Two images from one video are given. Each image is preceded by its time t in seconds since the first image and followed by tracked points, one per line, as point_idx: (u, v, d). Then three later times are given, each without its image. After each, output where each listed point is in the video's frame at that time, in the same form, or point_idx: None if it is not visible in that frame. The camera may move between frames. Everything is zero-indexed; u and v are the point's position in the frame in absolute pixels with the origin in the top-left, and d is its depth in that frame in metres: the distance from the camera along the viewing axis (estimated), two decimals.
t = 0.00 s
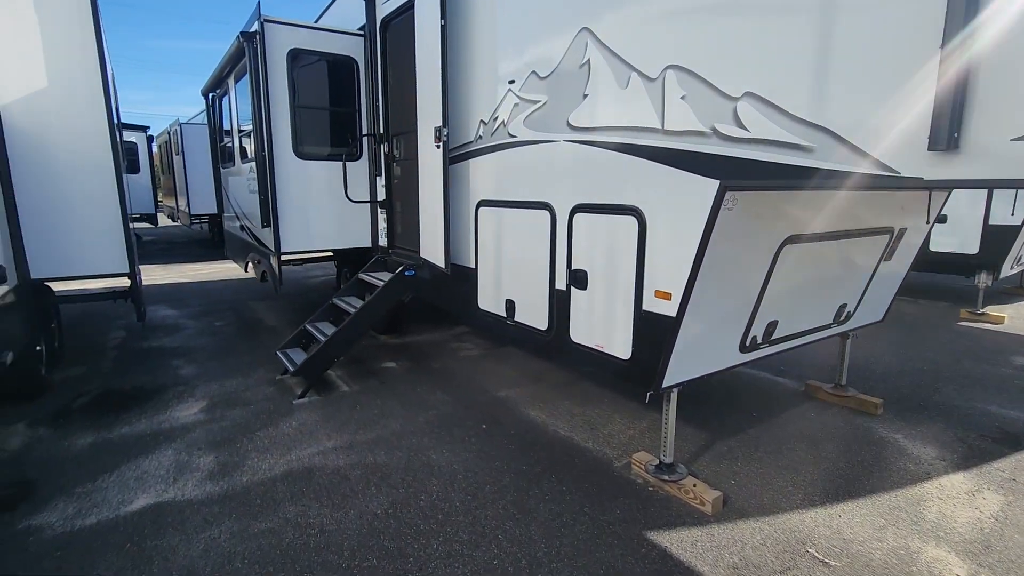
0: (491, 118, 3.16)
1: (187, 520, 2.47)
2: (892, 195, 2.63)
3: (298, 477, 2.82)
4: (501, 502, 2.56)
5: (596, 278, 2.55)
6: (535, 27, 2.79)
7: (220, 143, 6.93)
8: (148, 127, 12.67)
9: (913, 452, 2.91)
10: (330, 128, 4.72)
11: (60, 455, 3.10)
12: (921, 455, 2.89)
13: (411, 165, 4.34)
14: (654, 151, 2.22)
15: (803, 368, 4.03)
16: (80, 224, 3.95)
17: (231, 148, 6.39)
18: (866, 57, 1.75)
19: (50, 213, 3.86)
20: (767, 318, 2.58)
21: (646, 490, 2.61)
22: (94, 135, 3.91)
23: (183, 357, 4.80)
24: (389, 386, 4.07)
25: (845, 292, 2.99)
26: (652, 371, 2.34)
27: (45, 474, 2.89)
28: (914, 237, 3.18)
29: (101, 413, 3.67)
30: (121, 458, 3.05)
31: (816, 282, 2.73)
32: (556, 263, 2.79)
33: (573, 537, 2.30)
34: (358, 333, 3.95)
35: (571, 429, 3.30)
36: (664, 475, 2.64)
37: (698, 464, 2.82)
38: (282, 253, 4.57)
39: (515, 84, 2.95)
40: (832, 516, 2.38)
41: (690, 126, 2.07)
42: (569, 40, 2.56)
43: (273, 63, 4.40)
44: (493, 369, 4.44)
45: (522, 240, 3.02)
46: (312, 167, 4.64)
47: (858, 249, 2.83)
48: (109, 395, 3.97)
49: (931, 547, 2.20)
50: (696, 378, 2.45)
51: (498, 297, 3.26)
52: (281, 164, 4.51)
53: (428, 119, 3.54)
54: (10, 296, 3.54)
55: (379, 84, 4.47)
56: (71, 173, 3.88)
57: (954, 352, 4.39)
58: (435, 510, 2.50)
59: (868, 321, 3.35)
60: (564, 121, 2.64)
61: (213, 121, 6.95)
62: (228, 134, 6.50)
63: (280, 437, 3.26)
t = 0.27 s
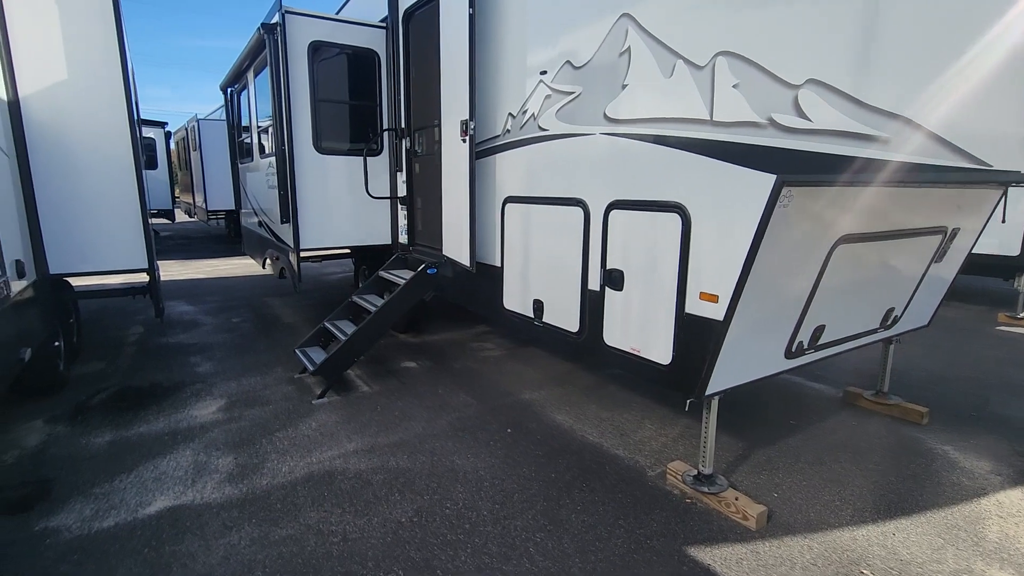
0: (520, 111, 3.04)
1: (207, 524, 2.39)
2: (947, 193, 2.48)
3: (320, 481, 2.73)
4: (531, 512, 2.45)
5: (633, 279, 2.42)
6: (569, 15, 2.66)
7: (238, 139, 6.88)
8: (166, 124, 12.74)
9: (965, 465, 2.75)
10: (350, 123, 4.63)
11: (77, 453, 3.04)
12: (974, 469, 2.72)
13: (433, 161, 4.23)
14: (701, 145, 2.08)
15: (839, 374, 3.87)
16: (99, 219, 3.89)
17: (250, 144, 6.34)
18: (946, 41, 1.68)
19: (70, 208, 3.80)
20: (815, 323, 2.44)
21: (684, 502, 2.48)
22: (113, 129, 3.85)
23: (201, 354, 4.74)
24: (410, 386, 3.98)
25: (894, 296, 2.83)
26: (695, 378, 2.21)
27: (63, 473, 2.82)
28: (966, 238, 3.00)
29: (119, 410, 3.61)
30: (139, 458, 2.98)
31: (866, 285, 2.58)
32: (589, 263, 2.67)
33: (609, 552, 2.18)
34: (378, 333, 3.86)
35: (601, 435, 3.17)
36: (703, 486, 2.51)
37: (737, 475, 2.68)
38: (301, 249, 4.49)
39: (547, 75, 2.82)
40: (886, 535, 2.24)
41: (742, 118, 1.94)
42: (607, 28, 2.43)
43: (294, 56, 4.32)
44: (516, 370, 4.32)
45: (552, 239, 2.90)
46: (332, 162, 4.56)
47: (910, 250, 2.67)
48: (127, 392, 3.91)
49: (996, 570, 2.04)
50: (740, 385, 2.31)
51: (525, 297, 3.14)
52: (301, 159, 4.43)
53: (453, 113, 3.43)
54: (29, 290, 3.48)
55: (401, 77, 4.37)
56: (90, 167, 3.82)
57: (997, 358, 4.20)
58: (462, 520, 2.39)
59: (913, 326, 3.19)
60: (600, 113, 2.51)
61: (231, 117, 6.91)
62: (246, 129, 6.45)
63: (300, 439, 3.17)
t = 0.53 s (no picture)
0: (553, 103, 2.90)
1: (229, 534, 2.28)
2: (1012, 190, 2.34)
3: (344, 488, 2.62)
4: (567, 524, 2.33)
5: (677, 280, 2.29)
6: None
7: (252, 133, 6.79)
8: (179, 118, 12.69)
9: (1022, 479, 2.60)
10: (369, 116, 4.52)
11: (94, 455, 2.95)
12: None
13: (455, 155, 4.11)
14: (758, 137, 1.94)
15: (876, 379, 3.72)
16: (116, 213, 3.82)
17: (265, 138, 6.24)
18: None
19: (85, 202, 3.72)
20: (871, 327, 2.30)
21: (728, 515, 2.36)
22: (130, 122, 3.76)
23: (217, 351, 4.65)
24: (431, 387, 3.87)
25: (948, 298, 2.68)
26: (747, 385, 2.09)
27: (79, 476, 2.73)
28: None
29: (135, 410, 3.52)
30: (157, 461, 2.88)
31: (923, 288, 2.43)
32: (627, 262, 2.54)
33: (654, 570, 2.05)
34: (400, 332, 3.75)
35: (633, 441, 3.05)
36: (748, 499, 2.38)
37: (781, 486, 2.55)
38: (319, 246, 4.38)
39: (583, 65, 2.68)
40: (948, 555, 2.10)
41: (807, 108, 1.79)
42: (652, 12, 2.28)
43: (313, 47, 4.20)
44: (539, 371, 4.20)
45: (586, 236, 2.76)
46: (351, 156, 4.45)
47: (969, 251, 2.52)
48: (143, 391, 3.83)
49: None
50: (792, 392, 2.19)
51: (556, 297, 3.01)
52: (319, 153, 4.32)
53: (480, 105, 3.30)
54: (45, 286, 3.40)
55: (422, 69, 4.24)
56: (106, 160, 3.74)
57: None
58: (496, 532, 2.28)
59: (963, 329, 3.04)
60: (642, 104, 2.37)
61: (245, 111, 6.82)
62: (261, 123, 6.36)
63: (322, 442, 3.07)
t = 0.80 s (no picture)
0: (582, 95, 2.77)
1: (247, 547, 2.18)
2: None
3: (365, 497, 2.51)
4: (601, 540, 2.21)
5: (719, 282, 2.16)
6: None
7: (263, 128, 6.69)
8: (187, 113, 12.61)
9: None
10: (384, 109, 4.40)
11: (105, 460, 2.85)
12: None
13: (475, 150, 3.98)
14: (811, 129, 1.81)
15: (913, 384, 3.57)
16: (126, 209, 3.72)
17: (276, 133, 6.13)
18: None
19: (95, 197, 3.62)
20: (927, 333, 2.17)
21: (772, 531, 2.23)
22: (140, 115, 3.66)
23: (228, 351, 4.56)
24: (449, 390, 3.75)
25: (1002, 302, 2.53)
26: (797, 394, 1.96)
27: (90, 483, 2.63)
28: None
29: (146, 411, 3.42)
30: (170, 467, 2.78)
31: (982, 291, 2.29)
32: (663, 262, 2.41)
33: None
34: (417, 332, 3.63)
35: (663, 449, 2.92)
36: (793, 515, 2.24)
37: (825, 500, 2.42)
38: (333, 243, 4.27)
39: (616, 54, 2.54)
40: None
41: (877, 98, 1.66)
42: None
43: (328, 38, 4.08)
44: (559, 373, 4.08)
45: (617, 235, 2.64)
46: (366, 151, 4.33)
47: None
48: (154, 392, 3.73)
49: None
50: (844, 401, 2.07)
51: (583, 299, 2.89)
52: (333, 148, 4.21)
53: (503, 98, 3.18)
54: (55, 284, 3.31)
55: (441, 62, 4.11)
56: (116, 154, 3.64)
57: None
58: (527, 548, 2.16)
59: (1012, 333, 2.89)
60: (684, 95, 2.24)
61: (256, 106, 6.71)
62: (273, 118, 6.25)
63: (340, 448, 2.96)
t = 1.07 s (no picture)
0: (607, 84, 2.61)
1: (257, 564, 2.05)
2: None
3: (380, 509, 2.37)
4: (634, 558, 2.07)
5: (761, 282, 2.01)
6: None
7: (268, 122, 6.54)
8: (190, 108, 12.46)
9: None
10: (394, 101, 4.25)
11: (108, 467, 2.73)
12: None
13: (489, 143, 3.83)
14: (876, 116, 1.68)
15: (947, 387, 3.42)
16: (128, 205, 3.59)
17: (281, 127, 5.99)
18: None
19: (96, 192, 3.49)
20: (983, 342, 2.06)
21: (816, 549, 2.08)
22: (142, 107, 3.52)
23: (234, 351, 4.43)
24: (463, 392, 3.62)
25: None
26: (851, 403, 1.82)
27: (92, 493, 2.51)
28: None
29: (150, 415, 3.30)
30: (174, 475, 2.65)
31: None
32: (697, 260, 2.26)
33: None
34: (429, 333, 3.50)
35: (691, 456, 2.78)
36: (840, 531, 2.10)
37: (869, 513, 2.28)
38: (341, 240, 4.14)
39: (645, 39, 2.38)
40: None
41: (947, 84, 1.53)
42: None
43: (336, 27, 3.93)
44: (575, 374, 3.94)
45: (644, 231, 2.49)
46: (375, 144, 4.18)
47: None
48: (158, 394, 3.61)
49: None
50: (898, 411, 1.94)
51: (608, 299, 2.74)
52: (341, 141, 4.06)
53: (522, 87, 3.02)
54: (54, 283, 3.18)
55: (453, 51, 3.95)
56: (118, 148, 3.51)
57: None
58: (554, 567, 2.02)
59: None
60: (722, 82, 2.09)
61: (260, 99, 6.56)
62: (278, 112, 6.11)
63: (352, 455, 2.83)
